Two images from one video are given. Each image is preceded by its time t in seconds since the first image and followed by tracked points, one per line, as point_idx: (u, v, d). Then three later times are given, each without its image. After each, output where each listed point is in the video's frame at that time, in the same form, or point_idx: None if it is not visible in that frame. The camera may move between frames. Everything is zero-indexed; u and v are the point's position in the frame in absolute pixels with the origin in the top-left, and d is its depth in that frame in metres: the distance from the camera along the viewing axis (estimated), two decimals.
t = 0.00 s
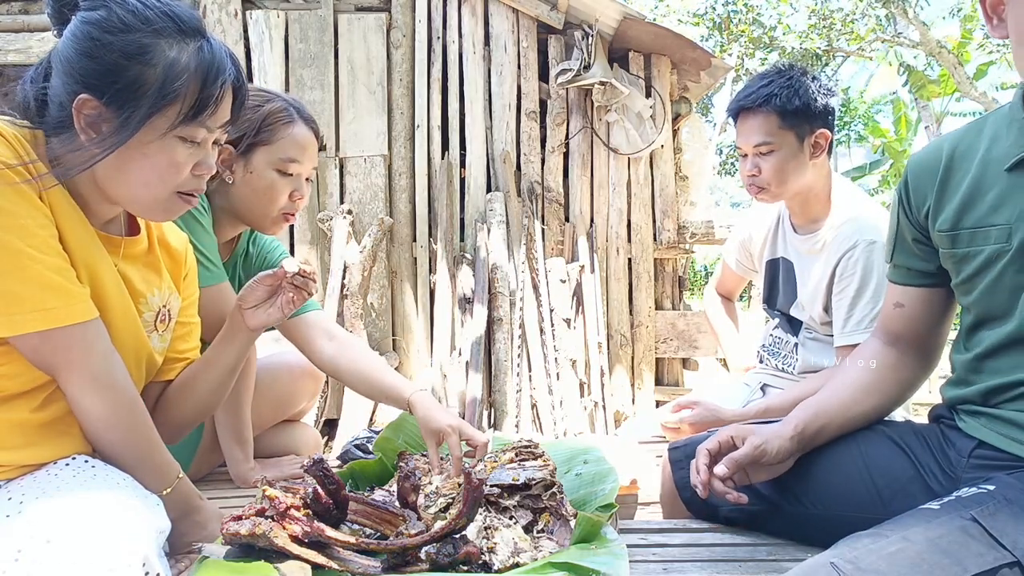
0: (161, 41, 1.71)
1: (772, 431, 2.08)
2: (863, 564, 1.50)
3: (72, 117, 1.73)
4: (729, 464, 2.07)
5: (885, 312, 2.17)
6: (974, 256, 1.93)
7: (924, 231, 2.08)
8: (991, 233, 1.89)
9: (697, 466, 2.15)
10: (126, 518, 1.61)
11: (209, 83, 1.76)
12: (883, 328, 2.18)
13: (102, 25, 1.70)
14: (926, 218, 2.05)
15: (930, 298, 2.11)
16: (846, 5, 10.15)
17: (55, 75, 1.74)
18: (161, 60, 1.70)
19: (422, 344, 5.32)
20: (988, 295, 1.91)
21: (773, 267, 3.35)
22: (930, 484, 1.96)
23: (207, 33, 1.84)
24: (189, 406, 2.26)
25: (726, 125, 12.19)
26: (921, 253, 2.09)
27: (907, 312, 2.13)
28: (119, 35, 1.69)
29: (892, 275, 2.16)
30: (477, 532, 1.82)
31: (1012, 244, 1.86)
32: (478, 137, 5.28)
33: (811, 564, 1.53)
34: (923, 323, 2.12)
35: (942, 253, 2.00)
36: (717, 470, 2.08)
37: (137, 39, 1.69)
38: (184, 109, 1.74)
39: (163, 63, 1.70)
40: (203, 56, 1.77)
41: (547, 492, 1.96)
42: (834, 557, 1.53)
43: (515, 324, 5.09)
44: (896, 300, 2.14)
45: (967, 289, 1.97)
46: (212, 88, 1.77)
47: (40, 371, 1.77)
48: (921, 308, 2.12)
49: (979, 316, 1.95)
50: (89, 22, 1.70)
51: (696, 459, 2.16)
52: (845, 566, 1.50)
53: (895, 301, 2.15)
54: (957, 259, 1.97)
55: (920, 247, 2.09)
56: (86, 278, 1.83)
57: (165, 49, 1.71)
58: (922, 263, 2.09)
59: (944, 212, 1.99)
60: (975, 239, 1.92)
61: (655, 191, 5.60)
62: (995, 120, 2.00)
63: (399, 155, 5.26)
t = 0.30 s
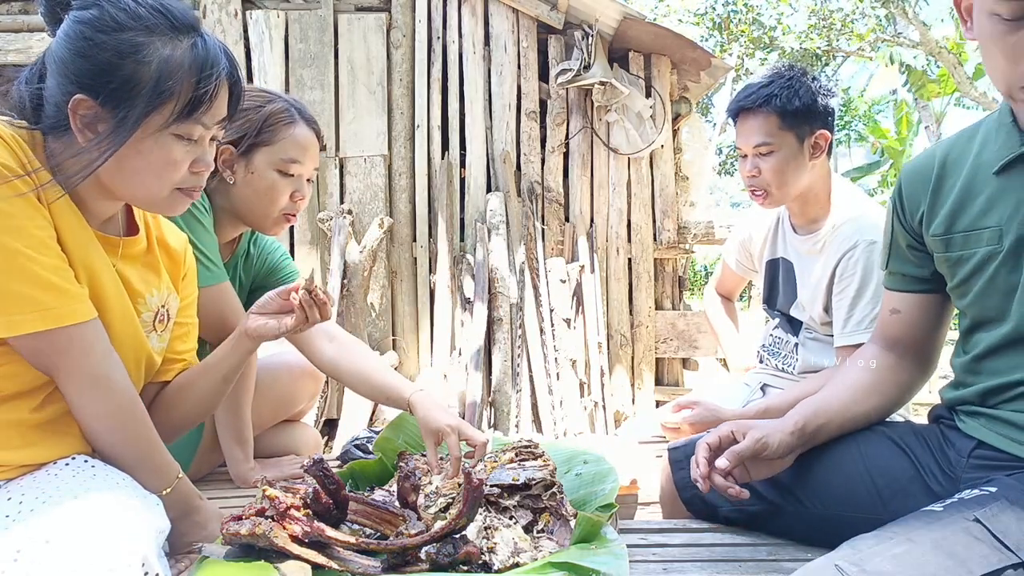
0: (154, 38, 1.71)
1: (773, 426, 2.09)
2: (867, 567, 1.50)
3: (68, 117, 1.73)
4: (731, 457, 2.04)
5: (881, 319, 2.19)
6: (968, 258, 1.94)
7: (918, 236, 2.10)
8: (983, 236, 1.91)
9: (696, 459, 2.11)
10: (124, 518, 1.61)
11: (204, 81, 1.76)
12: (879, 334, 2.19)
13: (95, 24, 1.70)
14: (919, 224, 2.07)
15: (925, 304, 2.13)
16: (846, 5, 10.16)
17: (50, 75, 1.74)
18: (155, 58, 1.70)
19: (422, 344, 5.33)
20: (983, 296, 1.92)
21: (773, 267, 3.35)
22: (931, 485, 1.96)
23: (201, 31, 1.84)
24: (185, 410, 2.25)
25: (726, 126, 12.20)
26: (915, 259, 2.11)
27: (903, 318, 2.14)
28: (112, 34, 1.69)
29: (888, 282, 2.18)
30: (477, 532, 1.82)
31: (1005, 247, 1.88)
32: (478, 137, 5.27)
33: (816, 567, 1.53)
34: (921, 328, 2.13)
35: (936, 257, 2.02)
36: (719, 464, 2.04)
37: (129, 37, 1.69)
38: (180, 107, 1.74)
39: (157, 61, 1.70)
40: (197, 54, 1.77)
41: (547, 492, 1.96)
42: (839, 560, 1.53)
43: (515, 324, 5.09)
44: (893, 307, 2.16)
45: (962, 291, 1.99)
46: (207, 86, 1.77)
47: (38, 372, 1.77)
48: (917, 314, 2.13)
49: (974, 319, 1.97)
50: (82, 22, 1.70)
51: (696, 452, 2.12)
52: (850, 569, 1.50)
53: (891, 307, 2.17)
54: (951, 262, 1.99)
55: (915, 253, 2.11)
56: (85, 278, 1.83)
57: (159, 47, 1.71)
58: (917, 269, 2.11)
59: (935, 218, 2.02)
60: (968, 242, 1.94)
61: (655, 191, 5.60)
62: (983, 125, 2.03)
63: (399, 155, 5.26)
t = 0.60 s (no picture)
0: (153, 38, 1.72)
1: (785, 429, 2.06)
2: None
3: (68, 118, 1.73)
4: (753, 468, 1.98)
5: (892, 322, 2.21)
6: (966, 259, 1.99)
7: (922, 238, 2.14)
8: (978, 236, 1.96)
9: (713, 476, 2.06)
10: (124, 519, 1.61)
11: (204, 80, 1.76)
12: (888, 337, 2.22)
13: (95, 24, 1.70)
14: (921, 228, 2.12)
15: (933, 308, 2.15)
16: (846, 4, 10.16)
17: (49, 76, 1.75)
18: (154, 58, 1.70)
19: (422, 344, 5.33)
20: (979, 296, 1.97)
21: (773, 268, 3.35)
22: (933, 485, 1.96)
23: (202, 30, 1.84)
24: (190, 404, 2.22)
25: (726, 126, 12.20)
26: (922, 261, 2.15)
27: (912, 321, 2.17)
28: (112, 35, 1.69)
29: (897, 285, 2.21)
30: (477, 532, 1.82)
31: (997, 246, 1.92)
32: (478, 137, 5.27)
33: None
34: (929, 332, 2.15)
35: (937, 258, 2.07)
36: (743, 477, 1.97)
37: (129, 37, 1.70)
38: (179, 107, 1.74)
39: (157, 61, 1.70)
40: (197, 53, 1.77)
41: (547, 492, 1.96)
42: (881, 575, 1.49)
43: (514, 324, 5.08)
44: (902, 310, 2.19)
45: (962, 292, 2.02)
46: (207, 86, 1.77)
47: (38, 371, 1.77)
48: (925, 318, 2.15)
49: (973, 321, 2.01)
50: (82, 22, 1.71)
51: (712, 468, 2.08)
52: None
53: (901, 310, 2.19)
54: (950, 263, 2.03)
55: (921, 255, 2.15)
56: (85, 278, 1.83)
57: (159, 47, 1.71)
58: (922, 271, 2.15)
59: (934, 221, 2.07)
60: (966, 243, 1.99)
61: (655, 191, 5.60)
62: (981, 132, 2.09)
63: (399, 155, 5.26)
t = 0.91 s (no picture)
0: (151, 37, 1.72)
1: (794, 426, 2.06)
2: None
3: (66, 117, 1.73)
4: (767, 468, 1.97)
5: (891, 327, 2.25)
6: (958, 262, 2.03)
7: (919, 243, 2.19)
8: (966, 238, 2.01)
9: (724, 475, 2.06)
10: (122, 519, 1.61)
11: (202, 79, 1.76)
12: (888, 342, 2.25)
13: (92, 24, 1.70)
14: (916, 234, 2.18)
15: (934, 313, 2.18)
16: (846, 5, 10.17)
17: (48, 75, 1.75)
18: (152, 58, 1.70)
19: (422, 344, 5.33)
20: (971, 297, 2.01)
21: (773, 267, 3.35)
22: (935, 485, 1.96)
23: (199, 29, 1.84)
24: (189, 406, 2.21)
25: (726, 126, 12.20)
26: (920, 266, 2.19)
27: (911, 326, 2.20)
28: (110, 34, 1.69)
29: (897, 291, 2.25)
30: (477, 532, 1.82)
31: (983, 246, 1.96)
32: (478, 137, 5.27)
33: None
34: (928, 337, 2.19)
35: (933, 262, 2.11)
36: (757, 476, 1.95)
37: (126, 37, 1.70)
38: (177, 106, 1.73)
39: (154, 60, 1.70)
40: (195, 53, 1.77)
41: (547, 492, 1.96)
42: None
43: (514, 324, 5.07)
44: (901, 315, 2.23)
45: (956, 294, 2.06)
46: (205, 85, 1.76)
47: (38, 372, 1.77)
48: (925, 323, 2.19)
49: (968, 324, 2.04)
50: (80, 21, 1.71)
51: (722, 466, 2.07)
52: None
53: (900, 315, 2.23)
54: (944, 267, 2.08)
55: (919, 260, 2.19)
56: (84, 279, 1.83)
57: (156, 46, 1.71)
58: (922, 276, 2.19)
59: (927, 227, 2.13)
60: (956, 246, 2.03)
61: (655, 191, 5.59)
62: (973, 138, 2.14)
63: (399, 155, 5.26)
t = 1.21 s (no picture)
0: (151, 37, 1.72)
1: (798, 428, 2.05)
2: None
3: (66, 117, 1.73)
4: (772, 471, 1.96)
5: (886, 327, 2.25)
6: (951, 263, 2.03)
7: (914, 245, 2.19)
8: (959, 239, 2.00)
9: (728, 478, 2.05)
10: (123, 520, 1.60)
11: (202, 79, 1.76)
12: (884, 343, 2.25)
13: (92, 24, 1.70)
14: (910, 235, 2.18)
15: (929, 313, 2.19)
16: (846, 5, 10.18)
17: (47, 75, 1.75)
18: (152, 57, 1.70)
19: (422, 344, 5.33)
20: (964, 298, 2.00)
21: (773, 267, 3.35)
22: (935, 485, 1.96)
23: (199, 29, 1.84)
24: (187, 406, 2.21)
25: (726, 126, 12.20)
26: (915, 267, 2.19)
27: (906, 326, 2.20)
28: (109, 34, 1.69)
29: (892, 291, 2.25)
30: (477, 532, 1.82)
31: (976, 248, 1.96)
32: (478, 137, 5.27)
33: None
34: (923, 336, 2.19)
35: (927, 264, 2.11)
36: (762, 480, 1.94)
37: (126, 36, 1.70)
38: (177, 106, 1.74)
39: (154, 60, 1.70)
40: (194, 52, 1.77)
41: (547, 492, 1.96)
42: None
43: (514, 324, 5.08)
44: (896, 315, 2.22)
45: (950, 295, 2.06)
46: (205, 85, 1.77)
47: (38, 372, 1.77)
48: (920, 322, 2.19)
49: (962, 325, 2.04)
50: (79, 21, 1.71)
51: (727, 469, 2.06)
52: None
53: (895, 316, 2.23)
54: (937, 268, 2.08)
55: (914, 262, 2.19)
56: (85, 279, 1.83)
57: (155, 46, 1.71)
58: (916, 277, 2.19)
59: (920, 229, 2.13)
60: (950, 248, 2.03)
61: (655, 191, 5.59)
62: (966, 139, 2.14)
63: (399, 155, 5.26)
